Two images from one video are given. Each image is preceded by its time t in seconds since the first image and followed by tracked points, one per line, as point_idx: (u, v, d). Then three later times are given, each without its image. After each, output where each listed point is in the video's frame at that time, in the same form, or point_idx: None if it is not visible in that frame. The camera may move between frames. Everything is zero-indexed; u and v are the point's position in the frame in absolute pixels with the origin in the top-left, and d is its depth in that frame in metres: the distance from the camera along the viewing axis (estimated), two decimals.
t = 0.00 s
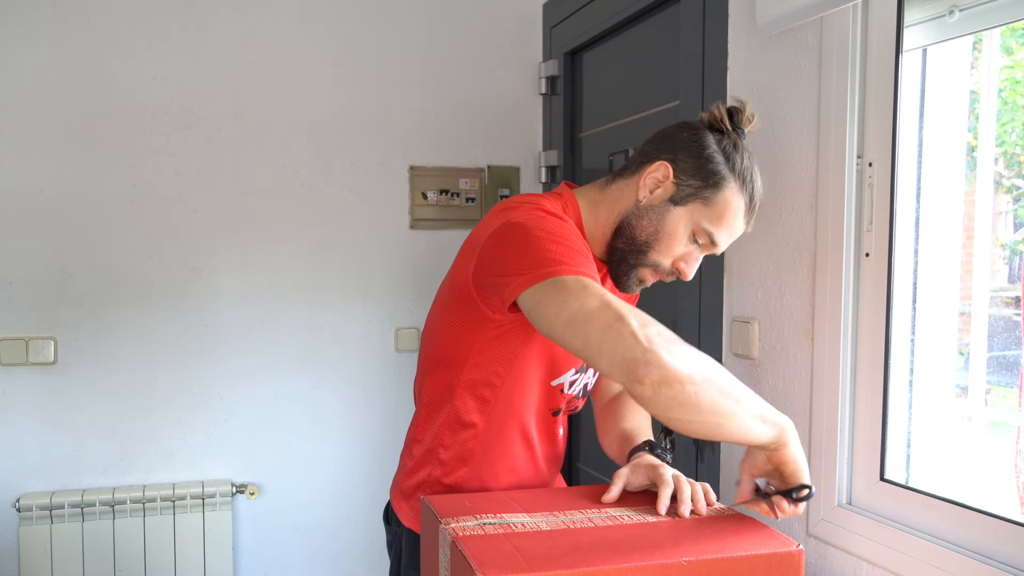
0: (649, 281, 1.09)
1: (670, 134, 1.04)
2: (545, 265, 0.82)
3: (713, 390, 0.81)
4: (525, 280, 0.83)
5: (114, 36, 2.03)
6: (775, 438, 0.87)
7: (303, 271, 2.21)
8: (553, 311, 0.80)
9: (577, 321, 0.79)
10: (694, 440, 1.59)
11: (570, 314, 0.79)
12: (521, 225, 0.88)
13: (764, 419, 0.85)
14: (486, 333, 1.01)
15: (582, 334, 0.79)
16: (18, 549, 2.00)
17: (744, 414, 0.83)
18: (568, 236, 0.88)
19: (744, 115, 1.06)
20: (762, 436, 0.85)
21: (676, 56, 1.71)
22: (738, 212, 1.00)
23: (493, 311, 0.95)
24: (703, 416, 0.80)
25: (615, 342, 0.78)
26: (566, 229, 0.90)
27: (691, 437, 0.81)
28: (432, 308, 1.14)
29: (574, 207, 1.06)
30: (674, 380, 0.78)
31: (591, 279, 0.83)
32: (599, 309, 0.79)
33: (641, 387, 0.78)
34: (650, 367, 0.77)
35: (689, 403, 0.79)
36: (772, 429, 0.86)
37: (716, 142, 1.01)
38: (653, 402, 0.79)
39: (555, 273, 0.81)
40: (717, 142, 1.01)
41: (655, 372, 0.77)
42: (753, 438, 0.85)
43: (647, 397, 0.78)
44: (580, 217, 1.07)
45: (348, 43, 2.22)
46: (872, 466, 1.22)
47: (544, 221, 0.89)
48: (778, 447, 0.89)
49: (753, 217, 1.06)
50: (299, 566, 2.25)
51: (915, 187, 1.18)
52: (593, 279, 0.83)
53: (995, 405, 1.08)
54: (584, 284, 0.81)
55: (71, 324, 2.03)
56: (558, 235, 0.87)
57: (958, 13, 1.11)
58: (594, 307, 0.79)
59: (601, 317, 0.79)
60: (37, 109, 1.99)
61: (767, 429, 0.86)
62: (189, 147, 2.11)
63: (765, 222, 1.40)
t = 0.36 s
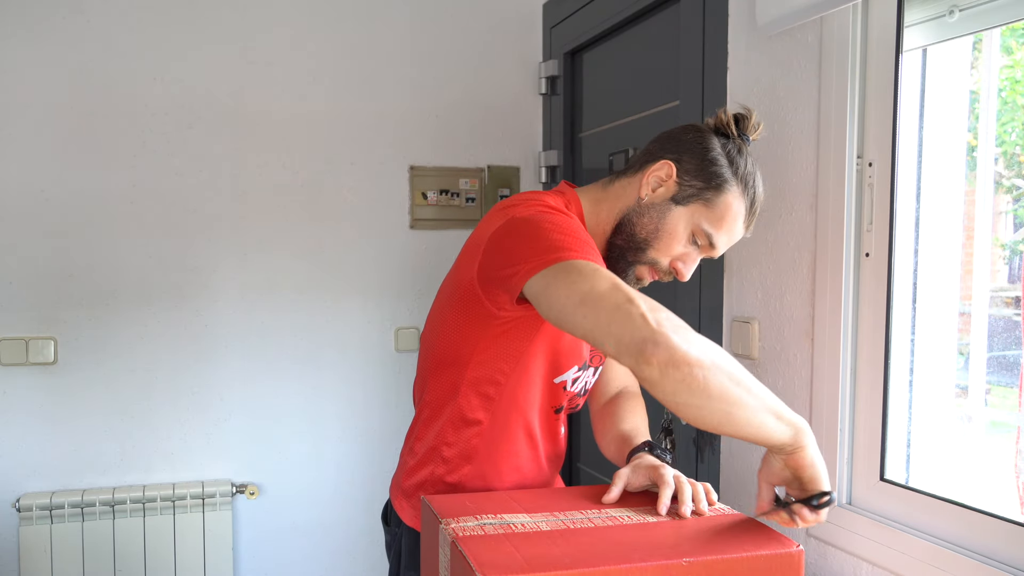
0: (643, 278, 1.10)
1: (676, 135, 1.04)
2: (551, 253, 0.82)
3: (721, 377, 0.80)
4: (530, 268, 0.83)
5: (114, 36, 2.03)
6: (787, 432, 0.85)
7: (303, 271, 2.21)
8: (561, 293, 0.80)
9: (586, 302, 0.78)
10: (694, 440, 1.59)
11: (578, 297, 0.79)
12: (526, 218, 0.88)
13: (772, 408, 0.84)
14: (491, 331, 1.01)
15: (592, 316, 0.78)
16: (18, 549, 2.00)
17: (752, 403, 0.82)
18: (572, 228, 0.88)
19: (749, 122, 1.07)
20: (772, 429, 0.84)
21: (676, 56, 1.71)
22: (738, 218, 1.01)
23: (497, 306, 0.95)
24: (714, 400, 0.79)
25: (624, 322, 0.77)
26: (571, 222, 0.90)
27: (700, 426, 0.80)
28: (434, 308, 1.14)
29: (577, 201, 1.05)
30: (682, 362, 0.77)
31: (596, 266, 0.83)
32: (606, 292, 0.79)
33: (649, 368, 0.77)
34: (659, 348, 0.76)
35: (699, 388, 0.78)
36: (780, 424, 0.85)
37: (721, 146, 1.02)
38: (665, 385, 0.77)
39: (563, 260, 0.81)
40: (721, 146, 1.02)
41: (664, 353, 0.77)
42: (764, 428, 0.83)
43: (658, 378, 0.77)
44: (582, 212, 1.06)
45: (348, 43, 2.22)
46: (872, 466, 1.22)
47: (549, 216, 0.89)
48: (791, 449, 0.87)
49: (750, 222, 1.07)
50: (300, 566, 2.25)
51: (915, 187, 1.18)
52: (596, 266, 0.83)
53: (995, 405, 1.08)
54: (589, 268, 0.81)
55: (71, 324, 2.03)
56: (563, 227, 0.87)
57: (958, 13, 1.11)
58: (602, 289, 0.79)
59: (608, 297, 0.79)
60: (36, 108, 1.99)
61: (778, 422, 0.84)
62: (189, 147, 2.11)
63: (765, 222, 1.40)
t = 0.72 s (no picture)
0: (633, 261, 1.01)
1: (644, 113, 0.99)
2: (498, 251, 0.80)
3: (657, 393, 0.75)
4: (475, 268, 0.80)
5: (114, 36, 2.03)
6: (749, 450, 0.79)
7: (303, 271, 2.21)
8: (478, 297, 0.78)
9: (504, 312, 0.75)
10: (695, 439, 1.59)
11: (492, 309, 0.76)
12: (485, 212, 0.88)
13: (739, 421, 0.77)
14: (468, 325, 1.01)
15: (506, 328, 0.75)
16: (18, 549, 2.00)
17: (705, 417, 0.76)
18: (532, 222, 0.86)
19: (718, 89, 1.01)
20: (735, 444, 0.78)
21: (676, 57, 1.71)
22: (716, 185, 0.95)
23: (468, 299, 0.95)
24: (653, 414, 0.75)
25: (535, 333, 0.74)
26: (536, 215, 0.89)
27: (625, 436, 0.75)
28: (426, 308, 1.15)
29: (552, 192, 1.01)
30: (602, 377, 0.74)
31: (535, 268, 0.80)
32: (528, 299, 0.76)
33: (561, 383, 0.74)
34: (571, 363, 0.74)
35: (626, 404, 0.74)
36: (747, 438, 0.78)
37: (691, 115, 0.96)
38: (577, 402, 0.74)
39: (500, 263, 0.79)
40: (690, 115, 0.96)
41: (576, 368, 0.74)
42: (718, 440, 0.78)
43: (571, 395, 0.74)
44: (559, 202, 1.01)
45: (348, 43, 2.22)
46: (872, 466, 1.22)
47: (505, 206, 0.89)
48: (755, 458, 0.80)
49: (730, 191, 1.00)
50: (300, 566, 2.25)
51: (915, 187, 1.18)
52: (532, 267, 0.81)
53: (995, 405, 1.08)
54: (520, 271, 0.78)
55: (71, 324, 2.03)
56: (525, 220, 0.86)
57: (958, 13, 1.11)
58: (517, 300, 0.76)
59: (527, 306, 0.75)
60: (36, 109, 1.99)
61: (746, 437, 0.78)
62: (189, 147, 2.11)
63: (765, 222, 1.40)
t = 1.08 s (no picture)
0: (568, 231, 0.99)
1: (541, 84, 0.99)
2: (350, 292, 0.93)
3: (427, 429, 0.85)
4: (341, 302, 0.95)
5: (114, 36, 2.03)
6: (483, 490, 0.80)
7: (303, 271, 2.21)
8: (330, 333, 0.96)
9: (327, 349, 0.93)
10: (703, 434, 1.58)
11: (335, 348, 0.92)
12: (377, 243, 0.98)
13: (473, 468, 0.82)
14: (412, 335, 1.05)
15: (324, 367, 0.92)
16: (18, 549, 2.00)
17: (452, 458, 0.82)
18: (400, 252, 0.94)
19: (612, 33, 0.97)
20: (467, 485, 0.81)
21: (676, 57, 1.71)
22: (615, 132, 0.90)
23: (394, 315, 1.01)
24: (411, 452, 0.85)
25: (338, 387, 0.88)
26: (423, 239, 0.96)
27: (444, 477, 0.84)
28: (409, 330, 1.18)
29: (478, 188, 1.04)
30: (373, 412, 0.86)
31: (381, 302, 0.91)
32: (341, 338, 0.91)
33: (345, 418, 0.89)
34: (349, 400, 0.87)
35: (386, 439, 0.86)
36: (478, 477, 0.81)
37: (581, 69, 0.93)
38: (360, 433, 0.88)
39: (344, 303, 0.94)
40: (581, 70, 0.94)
41: (354, 404, 0.87)
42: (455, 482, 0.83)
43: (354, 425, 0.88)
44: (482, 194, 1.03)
45: (348, 43, 2.22)
46: (872, 466, 1.22)
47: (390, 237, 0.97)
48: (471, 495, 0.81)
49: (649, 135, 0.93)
50: (300, 566, 2.25)
51: (915, 187, 1.18)
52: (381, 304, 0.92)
53: (995, 405, 1.08)
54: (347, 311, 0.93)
55: (71, 324, 2.03)
56: (401, 250, 0.94)
57: (958, 13, 1.11)
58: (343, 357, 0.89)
59: (338, 345, 0.91)
60: (36, 108, 1.99)
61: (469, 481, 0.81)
62: (189, 147, 2.10)
63: (765, 222, 1.40)
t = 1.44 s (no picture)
0: (517, 220, 1.07)
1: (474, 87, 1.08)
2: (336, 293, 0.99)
3: (436, 438, 0.83)
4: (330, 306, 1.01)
5: (114, 36, 2.03)
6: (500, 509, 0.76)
7: (303, 271, 2.21)
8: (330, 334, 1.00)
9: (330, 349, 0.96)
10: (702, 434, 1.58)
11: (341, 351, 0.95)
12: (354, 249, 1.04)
13: (491, 487, 0.78)
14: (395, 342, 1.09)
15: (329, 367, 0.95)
16: (18, 549, 2.00)
17: (463, 472, 0.80)
18: (376, 252, 1.00)
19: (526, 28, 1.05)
20: (480, 499, 0.77)
21: (676, 57, 1.71)
22: (534, 123, 0.97)
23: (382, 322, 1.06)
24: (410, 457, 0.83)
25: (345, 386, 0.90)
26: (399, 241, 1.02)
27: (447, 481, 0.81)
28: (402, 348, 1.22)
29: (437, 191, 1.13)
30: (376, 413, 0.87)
31: (367, 300, 0.97)
32: (346, 337, 0.94)
33: (348, 417, 0.90)
34: (353, 396, 0.89)
35: (389, 442, 0.85)
36: (496, 496, 0.77)
37: (502, 68, 1.02)
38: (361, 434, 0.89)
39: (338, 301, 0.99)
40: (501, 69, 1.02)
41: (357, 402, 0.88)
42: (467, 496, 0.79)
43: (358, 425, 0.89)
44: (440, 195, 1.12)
45: (348, 43, 2.22)
46: (872, 466, 1.22)
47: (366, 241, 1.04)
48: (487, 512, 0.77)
49: (570, 120, 1.00)
50: (300, 566, 2.25)
51: (915, 187, 1.18)
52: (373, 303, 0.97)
53: (995, 405, 1.08)
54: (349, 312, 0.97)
55: (71, 324, 2.03)
56: (378, 252, 1.01)
57: (958, 13, 1.11)
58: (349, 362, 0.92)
59: (344, 344, 0.94)
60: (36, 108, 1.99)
61: (485, 498, 0.77)
62: (189, 147, 2.11)
63: (765, 222, 1.40)
